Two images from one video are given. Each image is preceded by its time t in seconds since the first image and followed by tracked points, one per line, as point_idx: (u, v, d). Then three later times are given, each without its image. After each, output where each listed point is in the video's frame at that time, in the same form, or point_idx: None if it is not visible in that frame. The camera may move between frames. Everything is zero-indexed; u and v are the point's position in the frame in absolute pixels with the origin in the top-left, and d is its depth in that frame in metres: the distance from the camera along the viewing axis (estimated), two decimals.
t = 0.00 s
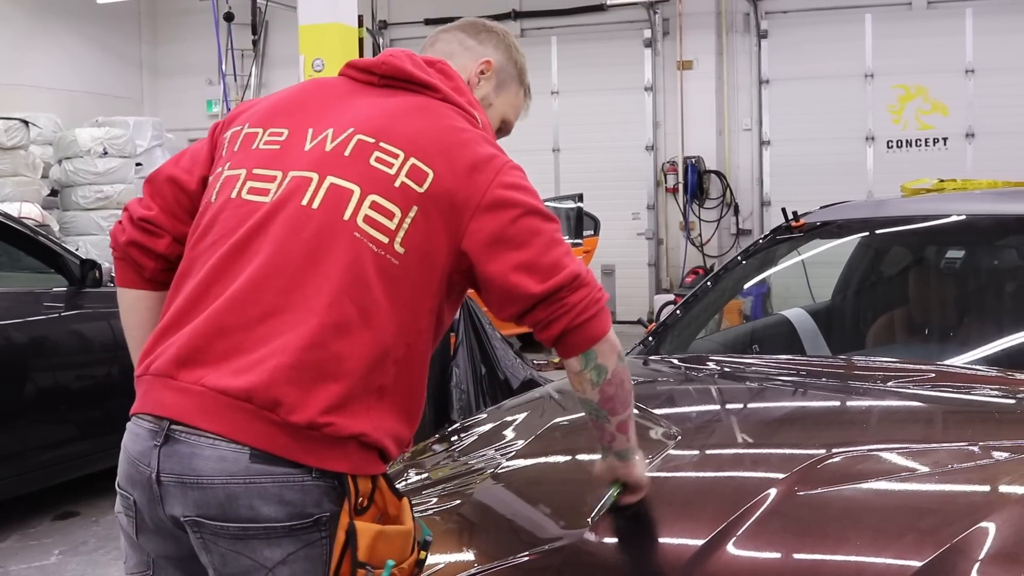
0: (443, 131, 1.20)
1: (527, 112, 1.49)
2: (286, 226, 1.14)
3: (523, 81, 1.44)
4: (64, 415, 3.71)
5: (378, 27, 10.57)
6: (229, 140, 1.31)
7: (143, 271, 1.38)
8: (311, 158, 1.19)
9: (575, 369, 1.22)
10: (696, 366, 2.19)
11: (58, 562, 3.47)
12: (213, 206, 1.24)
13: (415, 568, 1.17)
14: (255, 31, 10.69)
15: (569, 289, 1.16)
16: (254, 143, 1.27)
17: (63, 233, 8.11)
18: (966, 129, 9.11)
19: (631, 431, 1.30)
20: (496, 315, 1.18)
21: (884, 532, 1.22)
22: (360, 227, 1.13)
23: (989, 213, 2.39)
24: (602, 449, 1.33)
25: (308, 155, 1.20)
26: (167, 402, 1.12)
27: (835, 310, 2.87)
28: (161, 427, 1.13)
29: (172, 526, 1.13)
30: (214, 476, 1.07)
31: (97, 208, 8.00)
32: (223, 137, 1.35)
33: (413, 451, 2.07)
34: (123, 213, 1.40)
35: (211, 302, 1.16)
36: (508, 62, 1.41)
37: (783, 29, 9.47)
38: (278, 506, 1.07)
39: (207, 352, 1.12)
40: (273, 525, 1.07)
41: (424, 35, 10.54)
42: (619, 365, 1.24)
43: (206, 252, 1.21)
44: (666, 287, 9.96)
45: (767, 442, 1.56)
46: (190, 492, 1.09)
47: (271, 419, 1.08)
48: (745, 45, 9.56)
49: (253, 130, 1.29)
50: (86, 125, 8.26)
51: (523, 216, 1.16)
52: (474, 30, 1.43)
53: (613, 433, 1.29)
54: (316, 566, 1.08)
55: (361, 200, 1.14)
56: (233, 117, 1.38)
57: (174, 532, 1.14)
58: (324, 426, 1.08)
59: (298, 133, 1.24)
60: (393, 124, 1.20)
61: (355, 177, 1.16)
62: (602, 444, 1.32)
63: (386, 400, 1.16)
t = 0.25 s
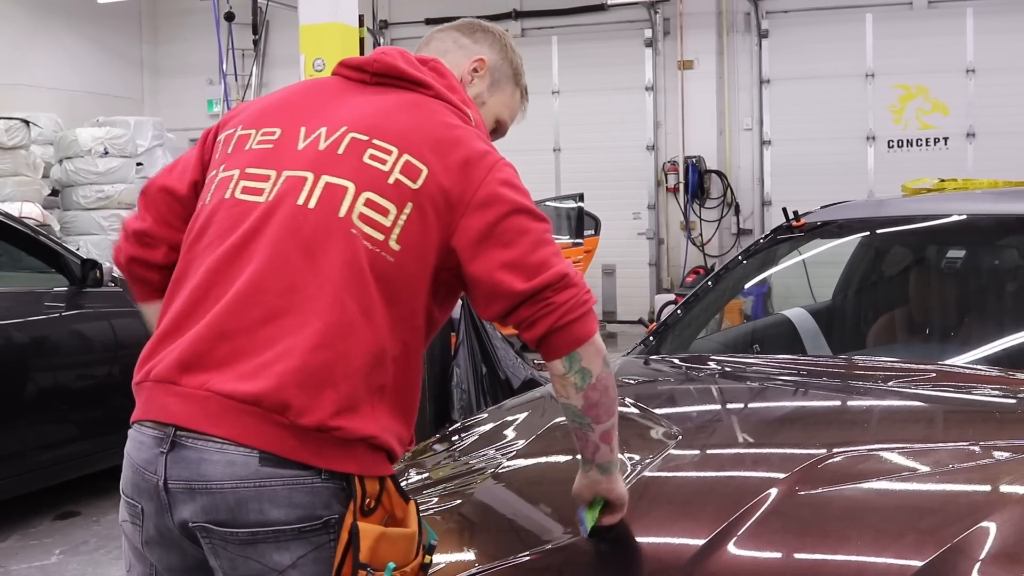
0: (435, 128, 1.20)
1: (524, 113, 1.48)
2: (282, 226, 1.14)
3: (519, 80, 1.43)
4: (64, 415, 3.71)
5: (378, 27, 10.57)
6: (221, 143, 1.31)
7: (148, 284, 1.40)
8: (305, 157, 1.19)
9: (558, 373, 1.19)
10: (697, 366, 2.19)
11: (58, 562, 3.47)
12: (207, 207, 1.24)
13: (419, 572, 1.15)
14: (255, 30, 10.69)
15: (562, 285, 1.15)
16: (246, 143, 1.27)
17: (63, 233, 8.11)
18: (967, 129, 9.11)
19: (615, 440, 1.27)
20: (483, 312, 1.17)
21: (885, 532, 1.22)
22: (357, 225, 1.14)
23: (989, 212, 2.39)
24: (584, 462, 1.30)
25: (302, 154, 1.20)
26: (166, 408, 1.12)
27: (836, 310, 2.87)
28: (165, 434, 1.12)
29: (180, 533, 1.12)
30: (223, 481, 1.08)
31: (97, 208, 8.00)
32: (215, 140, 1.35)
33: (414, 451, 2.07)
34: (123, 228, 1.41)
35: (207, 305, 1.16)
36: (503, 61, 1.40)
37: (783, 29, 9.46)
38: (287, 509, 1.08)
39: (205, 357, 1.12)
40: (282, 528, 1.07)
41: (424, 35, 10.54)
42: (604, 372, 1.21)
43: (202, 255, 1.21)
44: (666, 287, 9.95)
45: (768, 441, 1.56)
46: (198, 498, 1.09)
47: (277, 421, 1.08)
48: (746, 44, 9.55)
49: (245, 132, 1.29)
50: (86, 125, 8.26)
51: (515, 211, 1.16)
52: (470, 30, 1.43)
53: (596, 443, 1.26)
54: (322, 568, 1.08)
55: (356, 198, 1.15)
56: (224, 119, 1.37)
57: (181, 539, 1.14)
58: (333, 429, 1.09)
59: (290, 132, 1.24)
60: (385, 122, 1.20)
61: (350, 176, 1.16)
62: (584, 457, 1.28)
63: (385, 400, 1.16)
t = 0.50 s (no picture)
0: (418, 125, 1.19)
1: (522, 118, 1.47)
2: (265, 227, 1.14)
3: (515, 82, 1.42)
4: (64, 415, 3.71)
5: (378, 27, 10.57)
6: (213, 148, 1.32)
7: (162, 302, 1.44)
8: (288, 156, 1.19)
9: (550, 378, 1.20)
10: (697, 366, 2.19)
11: (59, 562, 3.47)
12: (194, 209, 1.25)
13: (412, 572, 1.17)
14: (255, 30, 10.69)
15: (548, 293, 1.16)
16: (234, 145, 1.27)
17: (63, 233, 8.11)
18: (967, 129, 9.11)
19: (615, 437, 1.28)
20: (470, 314, 1.18)
21: (886, 532, 1.22)
22: (338, 224, 1.13)
23: (990, 212, 2.39)
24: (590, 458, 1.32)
25: (285, 153, 1.19)
26: (154, 412, 1.12)
27: (836, 310, 2.87)
28: (154, 439, 1.13)
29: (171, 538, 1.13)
30: (213, 485, 1.08)
31: (98, 208, 8.00)
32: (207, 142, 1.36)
33: (414, 451, 2.07)
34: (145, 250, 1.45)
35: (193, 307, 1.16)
36: (499, 63, 1.40)
37: (783, 29, 9.46)
38: (278, 512, 1.08)
39: (191, 360, 1.12)
40: (273, 532, 1.08)
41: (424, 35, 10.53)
42: (595, 375, 1.22)
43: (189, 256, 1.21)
44: (666, 287, 9.95)
45: (768, 441, 1.56)
46: (188, 503, 1.10)
47: (270, 425, 1.08)
48: (746, 44, 9.54)
49: (233, 133, 1.29)
50: (86, 125, 8.25)
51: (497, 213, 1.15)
52: (467, 31, 1.42)
53: (595, 441, 1.27)
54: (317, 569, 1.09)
55: (337, 197, 1.14)
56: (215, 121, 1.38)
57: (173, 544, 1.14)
58: (324, 432, 1.09)
59: (274, 131, 1.23)
60: (368, 119, 1.20)
61: (330, 175, 1.15)
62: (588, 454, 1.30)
63: (372, 401, 1.16)
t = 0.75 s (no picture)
0: (432, 134, 1.18)
1: (546, 111, 1.46)
2: (269, 228, 1.14)
3: (539, 79, 1.41)
4: (64, 415, 3.71)
5: (378, 27, 10.57)
6: (227, 139, 1.31)
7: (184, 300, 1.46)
8: (297, 158, 1.18)
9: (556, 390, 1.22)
10: (697, 366, 2.19)
11: (59, 562, 3.47)
12: (204, 203, 1.25)
13: None
14: (255, 30, 10.69)
15: (552, 314, 1.16)
16: (247, 140, 1.27)
17: (64, 233, 8.11)
18: (967, 129, 9.11)
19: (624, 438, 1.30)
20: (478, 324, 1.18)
21: (886, 532, 1.22)
22: (340, 231, 1.12)
23: (990, 212, 2.39)
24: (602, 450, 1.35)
25: (295, 154, 1.19)
26: (153, 404, 1.14)
27: (837, 310, 2.87)
28: (149, 432, 1.14)
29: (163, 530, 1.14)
30: (201, 481, 1.09)
31: (98, 208, 8.00)
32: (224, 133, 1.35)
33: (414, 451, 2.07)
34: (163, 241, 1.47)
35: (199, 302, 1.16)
36: (523, 60, 1.38)
37: (783, 29, 9.45)
38: (265, 511, 1.09)
39: (192, 355, 1.12)
40: (260, 531, 1.09)
41: (424, 35, 10.53)
42: (602, 389, 1.23)
43: (195, 252, 1.21)
44: (666, 287, 9.96)
45: (769, 442, 1.56)
46: (178, 497, 1.11)
47: (256, 425, 1.09)
48: (746, 44, 9.54)
49: (249, 128, 1.28)
50: (86, 125, 8.25)
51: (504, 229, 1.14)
52: (491, 24, 1.40)
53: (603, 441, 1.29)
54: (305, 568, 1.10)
55: (343, 204, 1.14)
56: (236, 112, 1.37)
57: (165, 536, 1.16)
58: (312, 436, 1.09)
59: (287, 130, 1.23)
60: (381, 125, 1.18)
61: (337, 181, 1.15)
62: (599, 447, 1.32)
63: (364, 409, 1.16)
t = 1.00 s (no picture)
0: (461, 139, 1.19)
1: (552, 117, 1.50)
2: (297, 227, 1.14)
3: (552, 88, 1.45)
4: (65, 415, 3.71)
5: (378, 27, 10.57)
6: (245, 132, 1.30)
7: (160, 272, 1.38)
8: (326, 158, 1.18)
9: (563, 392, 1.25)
10: (697, 366, 2.19)
11: (59, 562, 3.47)
12: (225, 200, 1.24)
13: None
14: (255, 30, 10.69)
15: (572, 320, 1.18)
16: (269, 137, 1.26)
17: (64, 233, 8.12)
18: (967, 129, 9.11)
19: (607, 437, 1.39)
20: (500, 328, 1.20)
21: (886, 532, 1.22)
22: (371, 235, 1.12)
23: (990, 212, 2.39)
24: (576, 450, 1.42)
25: (323, 155, 1.19)
26: (171, 400, 1.12)
27: (837, 309, 2.86)
28: (166, 428, 1.13)
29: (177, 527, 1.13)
30: (220, 478, 1.08)
31: (98, 208, 8.01)
32: (239, 127, 1.34)
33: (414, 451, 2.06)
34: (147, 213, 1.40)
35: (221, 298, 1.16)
36: (539, 70, 1.41)
37: (784, 29, 9.45)
38: (283, 508, 1.09)
39: (216, 352, 1.12)
40: (278, 528, 1.08)
41: (424, 35, 10.53)
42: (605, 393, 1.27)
43: (215, 248, 1.21)
44: (666, 287, 9.96)
45: (769, 442, 1.56)
46: (195, 494, 1.10)
47: (276, 425, 1.08)
48: (746, 44, 9.54)
49: (269, 124, 1.28)
50: (86, 125, 8.26)
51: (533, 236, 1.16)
52: (510, 32, 1.42)
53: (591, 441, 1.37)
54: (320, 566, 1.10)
55: (374, 208, 1.14)
56: (252, 106, 1.36)
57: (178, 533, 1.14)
58: (329, 435, 1.08)
59: (313, 130, 1.23)
60: (412, 130, 1.19)
61: (369, 184, 1.15)
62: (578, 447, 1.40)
63: (387, 411, 1.16)
